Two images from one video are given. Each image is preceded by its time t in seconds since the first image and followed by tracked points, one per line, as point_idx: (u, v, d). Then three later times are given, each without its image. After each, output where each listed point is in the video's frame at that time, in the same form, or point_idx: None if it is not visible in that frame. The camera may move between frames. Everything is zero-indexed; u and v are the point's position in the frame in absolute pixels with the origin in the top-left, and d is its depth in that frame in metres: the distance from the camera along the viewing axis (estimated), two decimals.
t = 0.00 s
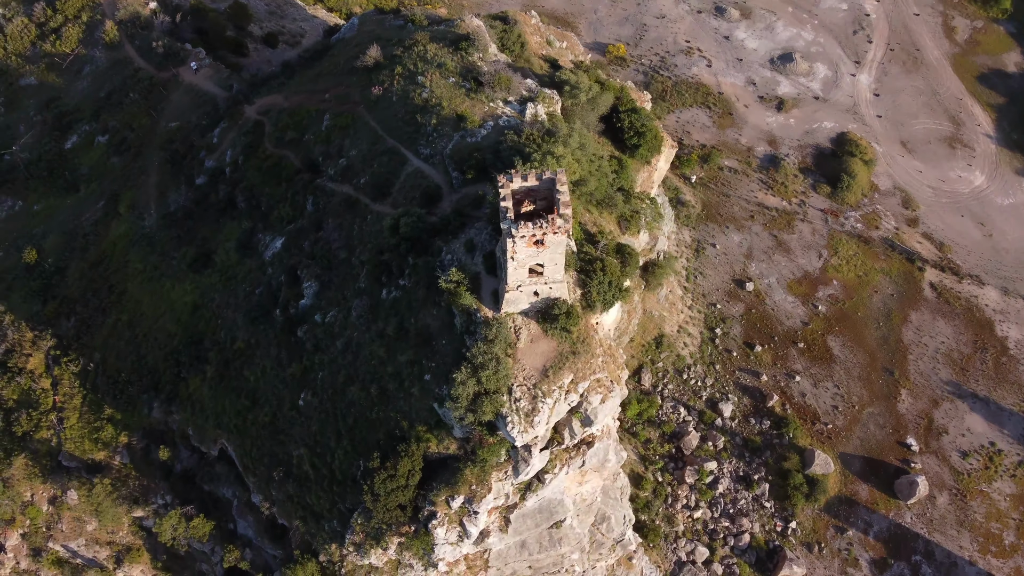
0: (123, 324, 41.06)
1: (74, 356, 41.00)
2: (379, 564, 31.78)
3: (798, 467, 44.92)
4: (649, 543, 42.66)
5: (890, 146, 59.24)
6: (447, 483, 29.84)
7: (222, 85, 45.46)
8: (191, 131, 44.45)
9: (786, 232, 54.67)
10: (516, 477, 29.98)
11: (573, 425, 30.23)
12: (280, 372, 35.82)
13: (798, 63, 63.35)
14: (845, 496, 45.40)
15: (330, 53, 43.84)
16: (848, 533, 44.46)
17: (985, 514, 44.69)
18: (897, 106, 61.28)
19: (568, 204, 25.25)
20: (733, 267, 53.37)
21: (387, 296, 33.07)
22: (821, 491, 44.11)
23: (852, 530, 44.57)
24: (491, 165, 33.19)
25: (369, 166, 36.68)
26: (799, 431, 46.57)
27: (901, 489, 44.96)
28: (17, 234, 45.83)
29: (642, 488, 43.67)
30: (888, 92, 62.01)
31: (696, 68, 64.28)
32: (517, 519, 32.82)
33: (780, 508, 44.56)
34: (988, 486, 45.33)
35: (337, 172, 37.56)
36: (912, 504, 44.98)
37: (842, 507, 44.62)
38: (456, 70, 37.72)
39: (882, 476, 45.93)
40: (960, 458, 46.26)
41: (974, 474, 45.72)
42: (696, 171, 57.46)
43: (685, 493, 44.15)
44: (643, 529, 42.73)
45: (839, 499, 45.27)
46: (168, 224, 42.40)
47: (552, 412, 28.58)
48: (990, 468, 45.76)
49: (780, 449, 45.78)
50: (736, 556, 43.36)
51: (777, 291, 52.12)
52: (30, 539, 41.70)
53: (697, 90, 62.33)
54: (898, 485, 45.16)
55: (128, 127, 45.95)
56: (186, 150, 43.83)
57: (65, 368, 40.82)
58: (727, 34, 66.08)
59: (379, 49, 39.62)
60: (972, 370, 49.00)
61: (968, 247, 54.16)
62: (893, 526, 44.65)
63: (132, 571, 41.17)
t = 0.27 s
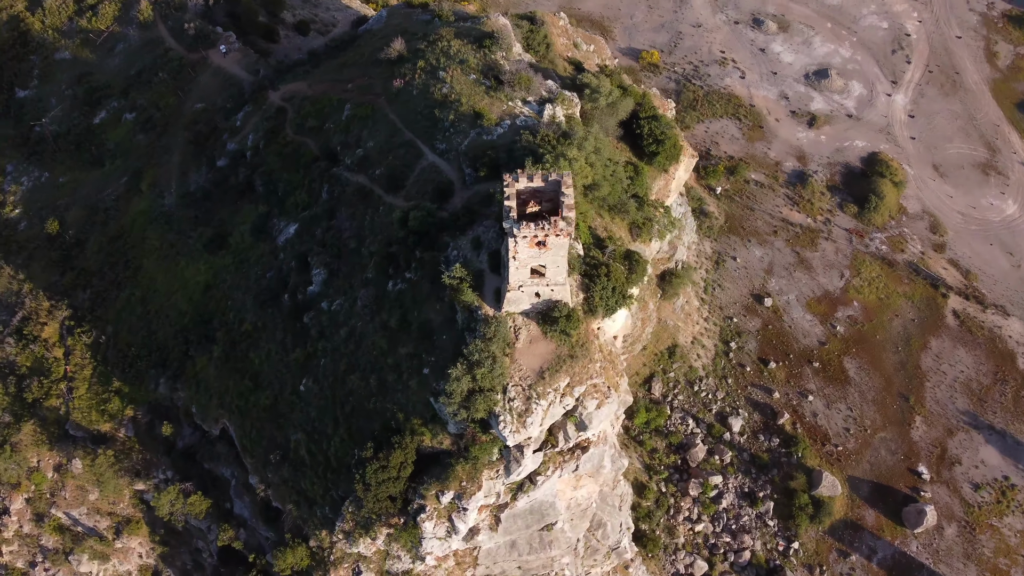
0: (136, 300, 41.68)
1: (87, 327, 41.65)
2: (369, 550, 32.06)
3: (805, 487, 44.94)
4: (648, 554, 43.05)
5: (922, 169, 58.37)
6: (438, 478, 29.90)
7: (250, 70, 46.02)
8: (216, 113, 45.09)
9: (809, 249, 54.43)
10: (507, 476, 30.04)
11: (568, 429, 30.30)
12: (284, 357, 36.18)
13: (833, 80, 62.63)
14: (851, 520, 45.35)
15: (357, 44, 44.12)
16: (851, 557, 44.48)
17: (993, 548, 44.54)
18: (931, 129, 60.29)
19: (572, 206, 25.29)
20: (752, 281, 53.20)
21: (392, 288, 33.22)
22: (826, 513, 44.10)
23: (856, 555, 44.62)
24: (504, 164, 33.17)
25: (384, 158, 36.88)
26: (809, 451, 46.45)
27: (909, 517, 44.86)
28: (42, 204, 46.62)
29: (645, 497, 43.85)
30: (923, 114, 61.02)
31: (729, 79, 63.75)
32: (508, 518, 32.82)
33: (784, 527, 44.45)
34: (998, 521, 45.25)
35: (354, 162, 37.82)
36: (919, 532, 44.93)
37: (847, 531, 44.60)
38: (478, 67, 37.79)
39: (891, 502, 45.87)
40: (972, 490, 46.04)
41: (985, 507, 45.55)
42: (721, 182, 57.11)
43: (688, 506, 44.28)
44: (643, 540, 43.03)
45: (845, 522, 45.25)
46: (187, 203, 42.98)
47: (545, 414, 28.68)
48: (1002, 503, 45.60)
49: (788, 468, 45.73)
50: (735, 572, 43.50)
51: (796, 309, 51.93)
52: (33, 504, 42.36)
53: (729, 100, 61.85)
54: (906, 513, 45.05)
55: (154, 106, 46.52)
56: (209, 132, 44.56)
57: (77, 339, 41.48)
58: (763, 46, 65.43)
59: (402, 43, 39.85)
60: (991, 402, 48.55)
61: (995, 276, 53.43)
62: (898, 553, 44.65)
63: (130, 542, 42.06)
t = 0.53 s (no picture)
0: (151, 276, 42.30)
1: (101, 300, 42.40)
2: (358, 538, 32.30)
3: (809, 507, 44.77)
4: (646, 563, 43.54)
5: (953, 195, 57.42)
6: (429, 471, 30.01)
7: (278, 56, 46.54)
8: (241, 97, 45.65)
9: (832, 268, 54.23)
10: (498, 475, 30.08)
11: (563, 432, 30.22)
12: (290, 342, 36.51)
13: (869, 98, 61.67)
14: (856, 544, 45.25)
15: (384, 36, 44.35)
16: None
17: None
18: (967, 154, 59.15)
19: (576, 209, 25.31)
20: (771, 296, 53.32)
21: (398, 281, 33.36)
22: (829, 535, 43.90)
23: None
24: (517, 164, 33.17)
25: (401, 150, 37.03)
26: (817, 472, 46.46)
27: (914, 546, 44.66)
28: (67, 176, 47.42)
29: (647, 506, 44.48)
30: (959, 138, 59.90)
31: (762, 92, 63.20)
32: (498, 517, 32.79)
33: (785, 546, 44.46)
34: (1007, 557, 44.89)
35: (371, 153, 38.08)
36: (924, 562, 44.71)
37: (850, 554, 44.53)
38: (500, 65, 37.85)
39: (897, 530, 45.67)
40: (982, 524, 45.73)
41: (994, 542, 45.24)
42: (746, 196, 56.81)
43: (690, 518, 44.66)
44: (641, 550, 43.36)
45: (849, 546, 45.19)
46: (208, 184, 43.55)
47: (539, 415, 28.70)
48: (1012, 538, 45.22)
49: (795, 487, 45.60)
50: None
51: (814, 328, 51.81)
52: (40, 470, 43.05)
53: (761, 113, 61.42)
54: (912, 542, 44.86)
55: (183, 87, 47.43)
56: (233, 115, 45.03)
57: (92, 311, 42.22)
58: (799, 61, 64.73)
59: (427, 37, 40.01)
60: (1007, 435, 47.98)
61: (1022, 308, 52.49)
62: None
63: (130, 513, 42.68)
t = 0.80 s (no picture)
0: (168, 253, 42.89)
1: (118, 274, 43.09)
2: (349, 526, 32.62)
3: (813, 530, 43.99)
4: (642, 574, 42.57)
5: (983, 223, 56.88)
6: (420, 465, 30.10)
7: (306, 45, 47.09)
8: (267, 83, 46.27)
9: (854, 289, 53.84)
10: (489, 473, 30.18)
11: (557, 435, 30.36)
12: (296, 327, 36.81)
13: (903, 120, 61.17)
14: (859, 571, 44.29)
15: (411, 30, 44.63)
16: None
17: None
18: (1000, 183, 58.53)
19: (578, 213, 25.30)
20: (790, 314, 52.98)
21: (405, 273, 33.50)
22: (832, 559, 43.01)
23: None
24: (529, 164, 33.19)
25: (417, 144, 37.15)
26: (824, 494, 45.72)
27: None
28: (95, 150, 48.27)
29: (648, 516, 43.84)
30: (994, 166, 59.29)
31: (794, 107, 62.71)
32: (488, 516, 32.87)
33: (787, 567, 43.37)
34: None
35: (388, 146, 38.30)
36: None
37: None
38: (522, 65, 37.92)
39: (901, 559, 44.95)
40: (990, 559, 44.89)
41: None
42: (771, 211, 56.81)
43: (690, 532, 43.92)
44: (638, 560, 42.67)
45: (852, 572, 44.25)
46: (229, 166, 44.18)
47: (532, 416, 28.76)
48: None
49: (800, 508, 45.00)
50: None
51: (832, 349, 51.39)
52: (48, 437, 43.43)
53: (792, 129, 61.13)
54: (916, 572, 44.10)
55: (211, 69, 48.46)
56: (259, 100, 45.72)
57: (108, 284, 42.99)
58: (834, 78, 64.18)
59: (452, 33, 40.18)
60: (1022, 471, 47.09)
61: None
62: None
63: (132, 486, 43.03)
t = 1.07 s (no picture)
0: (186, 232, 43.50)
1: (136, 250, 43.78)
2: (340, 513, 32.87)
3: (815, 553, 43.21)
4: None
5: (1014, 255, 56.00)
6: (412, 458, 30.27)
7: (335, 35, 47.57)
8: (295, 70, 46.92)
9: (876, 311, 53.19)
10: (481, 471, 30.23)
11: (550, 438, 30.33)
12: (303, 312, 37.19)
13: (938, 144, 60.35)
14: None
15: (439, 26, 44.88)
16: None
17: None
18: None
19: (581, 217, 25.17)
20: (807, 333, 52.43)
21: (412, 266, 33.69)
22: None
23: None
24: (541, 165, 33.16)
25: (435, 139, 37.34)
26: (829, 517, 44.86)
27: None
28: (124, 127, 49.17)
29: (648, 526, 43.58)
30: None
31: (827, 125, 62.02)
32: (479, 514, 32.96)
33: None
34: None
35: (406, 139, 38.54)
36: None
37: None
38: (544, 67, 37.98)
39: None
40: None
41: None
42: (797, 228, 56.44)
43: (690, 545, 43.75)
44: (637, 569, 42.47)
45: None
46: (252, 150, 44.75)
47: (525, 417, 28.88)
48: None
49: (803, 529, 44.29)
50: None
51: (848, 371, 50.71)
52: (59, 404, 44.22)
53: (823, 147, 60.48)
54: None
55: (241, 53, 49.58)
56: (286, 87, 46.39)
57: (126, 259, 43.66)
58: (870, 98, 63.38)
59: (477, 31, 40.37)
60: None
61: None
62: None
63: (137, 458, 43.62)
